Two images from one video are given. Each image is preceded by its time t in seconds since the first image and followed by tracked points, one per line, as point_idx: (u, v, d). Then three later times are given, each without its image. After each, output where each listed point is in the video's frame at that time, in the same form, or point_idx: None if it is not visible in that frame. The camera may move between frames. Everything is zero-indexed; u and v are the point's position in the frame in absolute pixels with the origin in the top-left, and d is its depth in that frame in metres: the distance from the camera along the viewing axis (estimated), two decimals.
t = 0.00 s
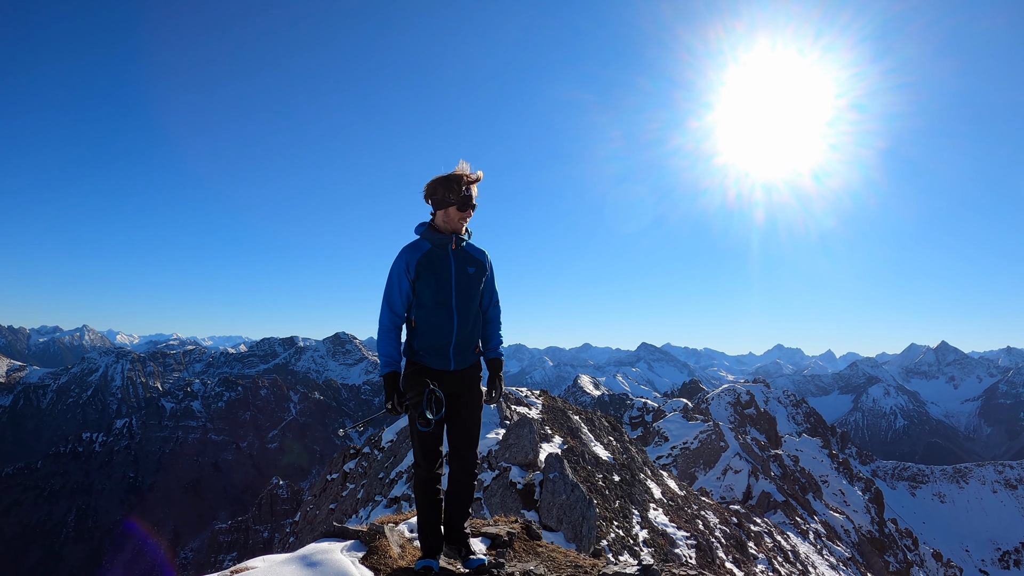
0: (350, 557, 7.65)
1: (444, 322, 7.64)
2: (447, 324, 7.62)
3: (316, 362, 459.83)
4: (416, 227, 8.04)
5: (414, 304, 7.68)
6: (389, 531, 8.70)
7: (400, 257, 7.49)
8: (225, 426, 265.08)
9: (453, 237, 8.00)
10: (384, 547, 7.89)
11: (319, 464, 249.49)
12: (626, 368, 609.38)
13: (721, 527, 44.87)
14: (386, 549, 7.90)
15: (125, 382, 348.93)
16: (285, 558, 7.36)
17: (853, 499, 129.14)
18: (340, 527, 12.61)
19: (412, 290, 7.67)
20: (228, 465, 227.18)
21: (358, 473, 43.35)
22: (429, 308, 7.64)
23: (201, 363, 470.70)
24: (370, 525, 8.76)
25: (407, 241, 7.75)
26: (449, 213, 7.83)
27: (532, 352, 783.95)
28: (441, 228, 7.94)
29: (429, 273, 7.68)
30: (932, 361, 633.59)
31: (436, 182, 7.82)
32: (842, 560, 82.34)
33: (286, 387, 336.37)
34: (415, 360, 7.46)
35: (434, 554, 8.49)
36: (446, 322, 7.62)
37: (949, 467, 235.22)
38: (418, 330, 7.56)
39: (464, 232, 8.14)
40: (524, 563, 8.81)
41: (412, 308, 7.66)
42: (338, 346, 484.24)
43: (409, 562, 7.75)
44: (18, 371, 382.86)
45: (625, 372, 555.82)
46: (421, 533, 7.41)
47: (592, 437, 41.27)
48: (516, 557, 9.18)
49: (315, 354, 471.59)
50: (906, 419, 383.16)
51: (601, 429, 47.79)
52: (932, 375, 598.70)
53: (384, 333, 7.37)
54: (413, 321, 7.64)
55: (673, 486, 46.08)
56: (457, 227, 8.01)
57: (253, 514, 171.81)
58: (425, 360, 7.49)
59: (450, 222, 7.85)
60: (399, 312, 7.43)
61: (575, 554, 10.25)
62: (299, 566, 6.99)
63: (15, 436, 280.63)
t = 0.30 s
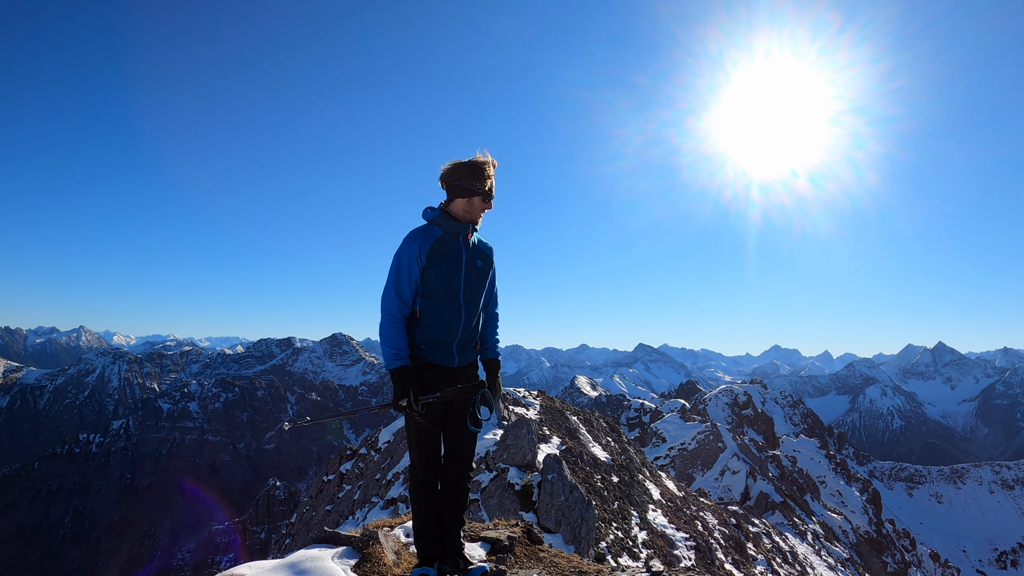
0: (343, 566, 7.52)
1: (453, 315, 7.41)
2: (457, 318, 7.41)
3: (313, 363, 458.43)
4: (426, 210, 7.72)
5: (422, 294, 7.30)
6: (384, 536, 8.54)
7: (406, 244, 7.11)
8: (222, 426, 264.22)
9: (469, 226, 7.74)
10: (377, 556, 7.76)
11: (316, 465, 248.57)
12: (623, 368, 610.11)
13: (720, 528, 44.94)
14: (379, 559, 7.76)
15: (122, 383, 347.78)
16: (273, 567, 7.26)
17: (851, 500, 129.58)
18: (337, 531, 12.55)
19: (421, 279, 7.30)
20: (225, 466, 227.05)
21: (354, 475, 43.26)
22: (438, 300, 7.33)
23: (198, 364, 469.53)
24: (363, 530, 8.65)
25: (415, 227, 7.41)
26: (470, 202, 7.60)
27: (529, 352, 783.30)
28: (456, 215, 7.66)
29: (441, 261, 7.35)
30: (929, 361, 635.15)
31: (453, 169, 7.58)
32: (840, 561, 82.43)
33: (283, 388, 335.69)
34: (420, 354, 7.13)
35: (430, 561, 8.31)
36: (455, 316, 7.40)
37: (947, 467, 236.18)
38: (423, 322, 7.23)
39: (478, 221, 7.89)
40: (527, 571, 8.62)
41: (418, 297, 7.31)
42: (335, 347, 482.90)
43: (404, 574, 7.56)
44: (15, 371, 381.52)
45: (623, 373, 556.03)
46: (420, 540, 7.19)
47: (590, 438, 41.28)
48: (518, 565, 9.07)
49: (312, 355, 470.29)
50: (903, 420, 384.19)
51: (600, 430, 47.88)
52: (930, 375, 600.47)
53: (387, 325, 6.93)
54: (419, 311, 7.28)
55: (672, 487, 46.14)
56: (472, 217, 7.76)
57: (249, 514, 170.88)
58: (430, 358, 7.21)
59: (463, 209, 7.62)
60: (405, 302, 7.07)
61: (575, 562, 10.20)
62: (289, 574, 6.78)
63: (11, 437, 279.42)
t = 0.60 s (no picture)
0: None
1: (463, 315, 7.34)
2: (468, 319, 7.35)
3: (307, 364, 455.67)
4: (436, 207, 7.65)
5: (432, 292, 7.18)
6: (377, 545, 8.40)
7: (416, 236, 7.00)
8: (216, 428, 262.04)
9: (483, 222, 7.68)
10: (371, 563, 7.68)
11: (312, 466, 246.70)
12: (618, 369, 611.04)
13: (716, 529, 45.01)
14: (374, 569, 7.66)
15: (116, 385, 344.79)
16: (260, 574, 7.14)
17: (846, 500, 130.22)
18: (329, 537, 12.40)
19: (433, 278, 7.19)
20: (219, 467, 225.79)
21: (348, 476, 43.02)
22: (448, 300, 7.22)
23: (192, 365, 465.97)
24: (355, 539, 8.57)
25: (425, 224, 7.30)
26: (484, 201, 7.56)
27: (524, 352, 782.25)
28: (471, 212, 7.61)
29: (453, 258, 7.25)
30: (924, 361, 639.50)
31: (469, 165, 7.51)
32: (836, 562, 82.70)
33: (277, 389, 333.26)
34: (429, 355, 7.03)
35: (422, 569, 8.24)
36: (466, 316, 7.37)
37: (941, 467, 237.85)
38: (434, 320, 7.09)
39: (491, 218, 7.82)
40: None
41: (427, 297, 7.16)
42: (330, 348, 480.39)
43: None
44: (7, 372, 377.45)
45: (618, 373, 556.55)
46: (417, 550, 7.09)
47: (586, 439, 41.20)
48: (515, 572, 8.99)
49: (306, 356, 467.60)
50: (898, 420, 386.41)
51: (595, 431, 47.89)
52: (924, 376, 604.03)
53: (397, 323, 6.75)
54: (429, 310, 7.14)
55: (667, 488, 46.13)
56: (486, 214, 7.70)
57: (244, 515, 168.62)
58: (440, 358, 7.07)
59: (477, 208, 7.58)
60: (415, 299, 6.90)
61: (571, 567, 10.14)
62: None
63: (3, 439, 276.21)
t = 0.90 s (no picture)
0: None
1: (471, 314, 7.18)
2: (476, 317, 7.23)
3: (303, 364, 453.66)
4: (446, 202, 7.51)
5: (442, 288, 7.01)
6: (373, 548, 8.26)
7: (428, 230, 6.85)
8: (212, 429, 260.54)
9: (490, 220, 7.57)
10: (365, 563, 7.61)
11: (308, 467, 245.50)
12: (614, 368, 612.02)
13: (713, 528, 45.05)
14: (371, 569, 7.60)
15: (111, 387, 342.25)
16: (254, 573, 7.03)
17: (842, 499, 130.83)
18: (324, 538, 12.25)
19: (444, 273, 7.02)
20: (216, 468, 225.03)
21: (344, 477, 42.76)
22: (459, 296, 7.08)
23: (187, 366, 463.09)
24: (349, 543, 8.38)
25: (434, 218, 7.16)
26: (493, 197, 7.49)
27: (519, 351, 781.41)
28: (479, 210, 7.55)
29: (464, 256, 7.12)
30: (919, 360, 642.58)
31: (478, 165, 7.48)
32: (833, 560, 83.12)
33: (273, 390, 331.92)
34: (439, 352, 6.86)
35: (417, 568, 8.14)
36: (475, 314, 7.25)
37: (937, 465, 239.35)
38: (444, 316, 6.91)
39: (499, 216, 7.78)
40: None
41: (437, 292, 6.97)
42: (326, 349, 478.63)
43: None
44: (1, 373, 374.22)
45: (614, 373, 557.18)
46: (418, 550, 6.86)
47: (582, 439, 41.24)
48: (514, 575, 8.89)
49: (302, 356, 465.68)
50: (894, 418, 388.24)
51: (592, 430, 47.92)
52: (919, 374, 606.90)
53: (407, 318, 6.57)
54: (439, 307, 6.95)
55: (664, 488, 46.12)
56: (494, 211, 7.62)
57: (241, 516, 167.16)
58: (450, 355, 6.92)
59: (488, 203, 7.47)
60: (427, 291, 6.72)
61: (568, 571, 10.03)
62: None
63: None
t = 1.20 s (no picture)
0: None
1: (473, 310, 7.13)
2: (479, 315, 7.16)
3: (302, 366, 452.79)
4: (447, 202, 7.43)
5: (446, 285, 6.90)
6: (370, 549, 8.13)
7: (434, 228, 6.74)
8: (212, 430, 259.84)
9: (492, 220, 7.48)
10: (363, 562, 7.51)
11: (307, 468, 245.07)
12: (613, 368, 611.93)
13: (712, 526, 44.98)
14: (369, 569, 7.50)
15: (110, 390, 341.21)
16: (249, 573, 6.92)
17: (841, 496, 131.10)
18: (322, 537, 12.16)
19: (449, 268, 6.94)
20: (215, 470, 224.69)
21: (343, 478, 42.67)
22: (460, 294, 6.99)
23: (186, 368, 462.04)
24: (347, 543, 8.27)
25: (438, 214, 7.05)
26: (493, 197, 7.41)
27: (518, 351, 780.80)
28: (481, 209, 7.43)
29: (467, 251, 7.03)
30: (918, 357, 643.53)
31: (478, 165, 7.39)
32: (833, 557, 83.13)
33: (272, 391, 331.34)
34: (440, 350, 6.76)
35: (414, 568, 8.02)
36: (477, 313, 7.16)
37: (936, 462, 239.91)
38: (445, 315, 6.85)
39: (500, 215, 7.70)
40: None
41: (441, 289, 6.88)
42: (324, 351, 477.66)
43: None
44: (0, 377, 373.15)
45: (613, 373, 556.95)
46: (413, 548, 6.69)
47: (581, 438, 41.25)
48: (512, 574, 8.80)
49: (301, 357, 464.68)
50: (892, 415, 388.93)
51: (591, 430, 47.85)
52: (918, 371, 608.50)
53: (409, 316, 6.47)
54: (442, 303, 6.84)
55: (663, 487, 46.03)
56: (496, 210, 7.54)
57: (242, 518, 166.97)
58: (451, 352, 6.87)
59: (487, 202, 7.37)
60: (431, 288, 6.63)
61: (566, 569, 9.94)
62: None
63: None
